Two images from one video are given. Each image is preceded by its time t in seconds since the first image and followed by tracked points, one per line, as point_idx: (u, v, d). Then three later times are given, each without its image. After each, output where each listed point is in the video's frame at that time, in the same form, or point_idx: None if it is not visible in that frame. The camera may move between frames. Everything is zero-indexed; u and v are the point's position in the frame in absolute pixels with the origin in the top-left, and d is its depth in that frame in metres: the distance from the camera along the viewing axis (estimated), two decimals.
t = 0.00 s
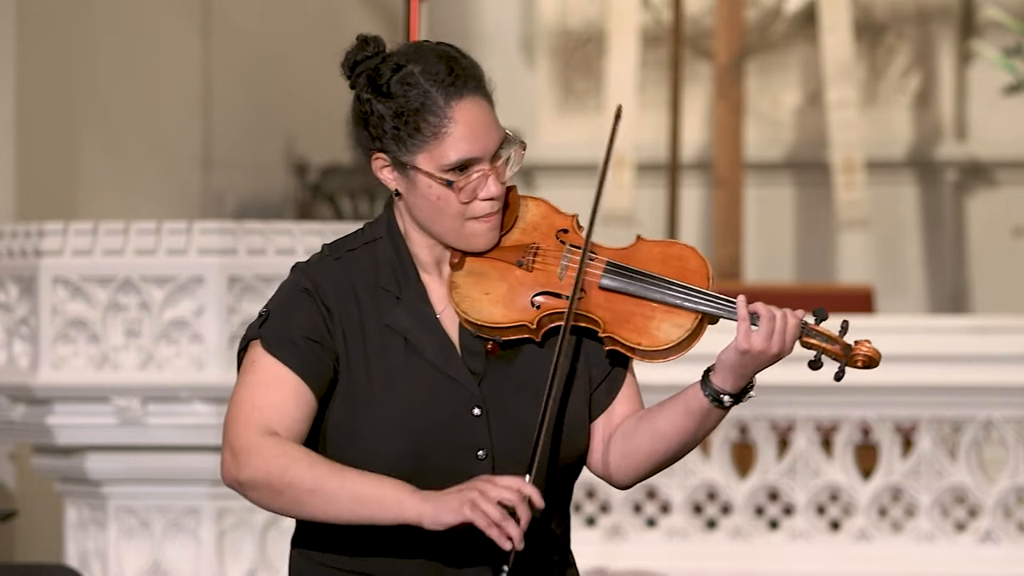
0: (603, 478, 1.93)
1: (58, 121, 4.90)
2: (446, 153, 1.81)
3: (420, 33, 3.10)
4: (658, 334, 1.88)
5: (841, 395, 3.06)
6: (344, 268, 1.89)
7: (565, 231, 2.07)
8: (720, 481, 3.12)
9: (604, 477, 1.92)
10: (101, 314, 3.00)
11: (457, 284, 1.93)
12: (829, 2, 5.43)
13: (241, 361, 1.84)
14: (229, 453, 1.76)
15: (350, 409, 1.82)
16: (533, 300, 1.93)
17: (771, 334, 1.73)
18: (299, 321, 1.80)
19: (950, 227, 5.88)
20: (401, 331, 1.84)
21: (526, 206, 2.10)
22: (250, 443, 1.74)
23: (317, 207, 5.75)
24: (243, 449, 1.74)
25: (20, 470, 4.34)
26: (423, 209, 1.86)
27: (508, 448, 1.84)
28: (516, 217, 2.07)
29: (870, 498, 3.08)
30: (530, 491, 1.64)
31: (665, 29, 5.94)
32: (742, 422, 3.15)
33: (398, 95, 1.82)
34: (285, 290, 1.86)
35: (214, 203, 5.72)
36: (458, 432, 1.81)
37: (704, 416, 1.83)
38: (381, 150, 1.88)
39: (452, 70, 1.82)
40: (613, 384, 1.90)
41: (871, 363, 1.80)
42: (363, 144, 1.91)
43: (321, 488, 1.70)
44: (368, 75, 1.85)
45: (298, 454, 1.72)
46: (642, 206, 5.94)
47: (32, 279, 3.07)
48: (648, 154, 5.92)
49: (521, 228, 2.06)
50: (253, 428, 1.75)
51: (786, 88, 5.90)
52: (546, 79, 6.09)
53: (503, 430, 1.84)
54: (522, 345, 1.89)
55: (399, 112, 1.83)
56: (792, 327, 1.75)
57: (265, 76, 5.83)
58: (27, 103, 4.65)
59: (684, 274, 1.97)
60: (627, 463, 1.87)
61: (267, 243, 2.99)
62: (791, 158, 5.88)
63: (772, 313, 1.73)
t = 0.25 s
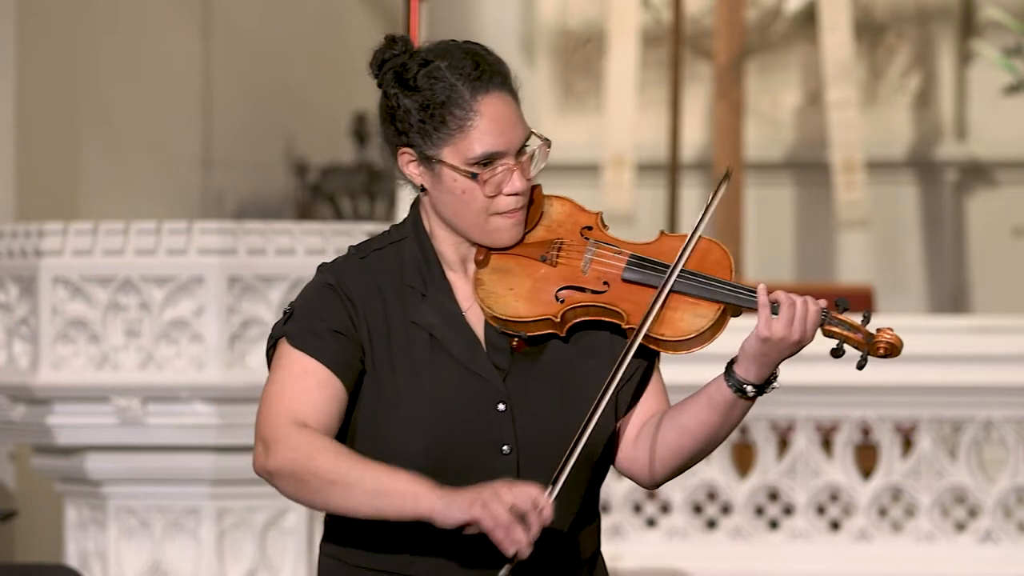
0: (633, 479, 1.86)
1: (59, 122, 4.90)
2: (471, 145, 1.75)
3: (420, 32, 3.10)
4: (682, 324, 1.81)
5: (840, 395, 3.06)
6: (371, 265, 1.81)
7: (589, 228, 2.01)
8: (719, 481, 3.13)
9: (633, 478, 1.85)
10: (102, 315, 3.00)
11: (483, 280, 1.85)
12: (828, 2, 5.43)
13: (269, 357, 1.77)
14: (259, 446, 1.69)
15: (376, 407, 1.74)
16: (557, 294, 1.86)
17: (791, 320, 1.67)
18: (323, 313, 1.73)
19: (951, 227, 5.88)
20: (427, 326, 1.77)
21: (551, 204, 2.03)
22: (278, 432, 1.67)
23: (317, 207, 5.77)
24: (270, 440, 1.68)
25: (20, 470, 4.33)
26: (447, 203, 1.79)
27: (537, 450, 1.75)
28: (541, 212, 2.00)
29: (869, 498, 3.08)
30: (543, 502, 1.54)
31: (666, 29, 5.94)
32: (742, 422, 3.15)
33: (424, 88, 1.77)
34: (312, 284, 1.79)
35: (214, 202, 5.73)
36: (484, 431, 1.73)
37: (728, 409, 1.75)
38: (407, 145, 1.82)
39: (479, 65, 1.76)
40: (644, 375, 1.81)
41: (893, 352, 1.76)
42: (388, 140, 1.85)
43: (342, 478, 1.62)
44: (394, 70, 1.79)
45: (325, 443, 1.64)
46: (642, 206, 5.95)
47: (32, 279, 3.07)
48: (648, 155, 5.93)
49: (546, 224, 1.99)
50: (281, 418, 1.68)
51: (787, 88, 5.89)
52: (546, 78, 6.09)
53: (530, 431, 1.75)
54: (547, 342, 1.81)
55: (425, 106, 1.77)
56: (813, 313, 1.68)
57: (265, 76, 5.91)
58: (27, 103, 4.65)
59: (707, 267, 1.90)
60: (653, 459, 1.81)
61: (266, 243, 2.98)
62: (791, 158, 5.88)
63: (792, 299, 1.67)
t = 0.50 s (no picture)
0: (656, 481, 1.88)
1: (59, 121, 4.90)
2: (499, 143, 1.79)
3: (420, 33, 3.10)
4: (705, 321, 1.84)
5: (839, 395, 3.06)
6: (396, 264, 1.86)
7: (614, 229, 2.07)
8: (719, 481, 3.13)
9: (657, 480, 1.88)
10: (101, 314, 3.00)
11: (508, 280, 1.89)
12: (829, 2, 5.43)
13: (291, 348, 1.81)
14: (276, 433, 1.73)
15: (400, 403, 1.79)
16: (582, 293, 1.91)
17: (812, 317, 1.70)
18: (346, 307, 1.78)
19: (951, 227, 5.88)
20: (450, 323, 1.81)
21: (577, 207, 2.10)
22: (295, 419, 1.70)
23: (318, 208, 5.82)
24: (287, 427, 1.71)
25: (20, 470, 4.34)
26: (474, 201, 1.83)
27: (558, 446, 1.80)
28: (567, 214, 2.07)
29: (870, 498, 3.07)
30: (574, 466, 1.57)
31: (665, 29, 5.95)
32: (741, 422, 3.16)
33: (453, 86, 1.81)
34: (337, 281, 1.83)
35: (214, 203, 5.73)
36: (506, 426, 1.78)
37: (751, 407, 1.78)
38: (436, 142, 1.86)
39: (508, 65, 1.80)
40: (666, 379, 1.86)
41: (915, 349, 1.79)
42: (417, 138, 1.89)
43: (367, 456, 1.65)
44: (424, 68, 1.83)
45: (344, 428, 1.68)
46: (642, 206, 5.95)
47: (32, 279, 3.07)
48: (648, 155, 5.93)
49: (570, 226, 2.06)
50: (298, 406, 1.71)
51: (786, 88, 5.90)
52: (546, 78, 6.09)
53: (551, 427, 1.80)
54: (572, 340, 1.85)
55: (455, 103, 1.81)
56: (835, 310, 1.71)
57: (265, 76, 5.94)
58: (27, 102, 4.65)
59: (731, 266, 1.96)
60: (677, 460, 1.83)
61: (267, 243, 2.99)
62: (791, 158, 5.88)
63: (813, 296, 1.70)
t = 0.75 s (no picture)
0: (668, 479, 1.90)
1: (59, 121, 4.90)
2: (514, 142, 1.80)
3: (420, 33, 3.10)
4: (719, 317, 1.86)
5: (838, 395, 3.06)
6: (410, 263, 1.86)
7: (627, 228, 2.08)
8: (719, 482, 3.14)
9: (669, 478, 1.90)
10: (101, 314, 3.00)
11: (521, 278, 1.90)
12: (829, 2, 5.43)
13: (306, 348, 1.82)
14: (295, 428, 1.73)
15: (414, 400, 1.79)
16: (596, 290, 1.92)
17: (828, 311, 1.72)
18: (361, 303, 1.78)
19: (951, 227, 5.88)
20: (465, 321, 1.81)
21: (591, 206, 2.10)
22: (314, 414, 1.71)
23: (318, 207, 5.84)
24: (306, 422, 1.71)
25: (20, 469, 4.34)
26: (488, 199, 1.84)
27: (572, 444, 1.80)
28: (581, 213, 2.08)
29: (870, 498, 3.07)
30: (590, 461, 1.57)
31: (665, 29, 5.94)
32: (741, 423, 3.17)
33: (469, 84, 1.82)
34: (350, 279, 1.84)
35: (214, 203, 5.74)
36: (520, 424, 1.78)
37: (765, 404, 1.80)
38: (451, 141, 1.86)
39: (524, 64, 1.81)
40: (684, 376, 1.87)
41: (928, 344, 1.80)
42: (432, 137, 1.90)
43: (384, 450, 1.65)
44: (440, 67, 1.84)
45: (363, 421, 1.68)
46: (642, 205, 5.95)
47: (32, 279, 3.07)
48: (648, 155, 5.93)
49: (584, 224, 2.07)
50: (316, 402, 1.72)
51: (786, 88, 5.90)
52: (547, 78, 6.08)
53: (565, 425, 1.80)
54: (586, 338, 1.87)
55: (470, 101, 1.82)
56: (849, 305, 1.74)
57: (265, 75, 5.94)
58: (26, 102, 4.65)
59: (745, 262, 1.96)
60: (691, 457, 1.85)
61: (267, 243, 2.99)
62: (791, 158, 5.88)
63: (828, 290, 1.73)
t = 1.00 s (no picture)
0: (663, 479, 1.90)
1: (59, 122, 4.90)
2: (509, 144, 1.80)
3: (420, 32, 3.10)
4: (714, 318, 1.85)
5: (840, 395, 3.05)
6: (402, 263, 1.87)
7: (621, 228, 2.07)
8: (719, 482, 3.14)
9: (664, 477, 1.90)
10: (101, 314, 3.00)
11: (515, 279, 1.90)
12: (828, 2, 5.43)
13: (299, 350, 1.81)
14: (289, 432, 1.73)
15: (407, 401, 1.79)
16: (590, 291, 1.91)
17: (822, 313, 1.71)
18: (354, 306, 1.77)
19: (951, 227, 5.88)
20: (458, 321, 1.82)
21: (584, 206, 2.10)
22: (308, 417, 1.70)
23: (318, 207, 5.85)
24: (301, 426, 1.71)
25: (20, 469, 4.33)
26: (483, 200, 1.84)
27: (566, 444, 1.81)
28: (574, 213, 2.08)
29: (869, 498, 3.07)
30: (590, 452, 1.56)
31: (665, 29, 5.94)
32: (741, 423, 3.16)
33: (464, 86, 1.81)
34: (343, 281, 1.83)
35: (214, 203, 5.74)
36: (515, 424, 1.79)
37: (760, 404, 1.81)
38: (446, 142, 1.87)
39: (520, 66, 1.81)
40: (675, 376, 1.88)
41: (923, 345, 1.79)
42: (427, 138, 1.90)
43: (383, 451, 1.65)
44: (435, 67, 1.84)
45: (359, 424, 1.68)
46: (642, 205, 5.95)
47: (32, 279, 3.07)
48: (648, 155, 5.93)
49: (577, 225, 2.07)
50: (310, 405, 1.71)
51: (786, 89, 5.89)
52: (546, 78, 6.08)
53: (559, 425, 1.81)
54: (580, 339, 1.87)
55: (466, 103, 1.82)
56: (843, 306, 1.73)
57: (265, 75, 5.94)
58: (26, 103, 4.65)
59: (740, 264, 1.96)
60: (686, 458, 1.85)
61: (267, 243, 2.99)
62: (791, 158, 5.88)
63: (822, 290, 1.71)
